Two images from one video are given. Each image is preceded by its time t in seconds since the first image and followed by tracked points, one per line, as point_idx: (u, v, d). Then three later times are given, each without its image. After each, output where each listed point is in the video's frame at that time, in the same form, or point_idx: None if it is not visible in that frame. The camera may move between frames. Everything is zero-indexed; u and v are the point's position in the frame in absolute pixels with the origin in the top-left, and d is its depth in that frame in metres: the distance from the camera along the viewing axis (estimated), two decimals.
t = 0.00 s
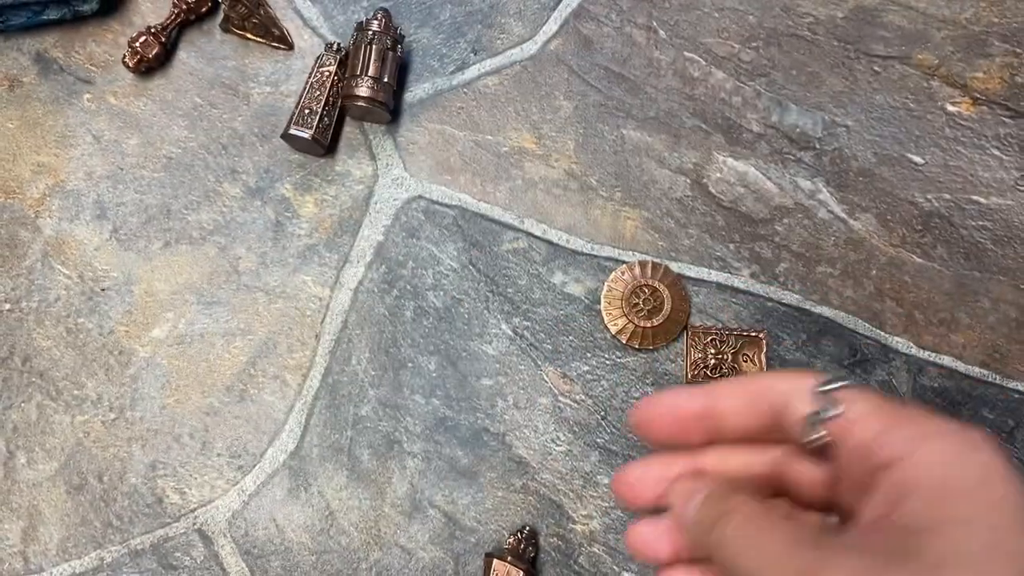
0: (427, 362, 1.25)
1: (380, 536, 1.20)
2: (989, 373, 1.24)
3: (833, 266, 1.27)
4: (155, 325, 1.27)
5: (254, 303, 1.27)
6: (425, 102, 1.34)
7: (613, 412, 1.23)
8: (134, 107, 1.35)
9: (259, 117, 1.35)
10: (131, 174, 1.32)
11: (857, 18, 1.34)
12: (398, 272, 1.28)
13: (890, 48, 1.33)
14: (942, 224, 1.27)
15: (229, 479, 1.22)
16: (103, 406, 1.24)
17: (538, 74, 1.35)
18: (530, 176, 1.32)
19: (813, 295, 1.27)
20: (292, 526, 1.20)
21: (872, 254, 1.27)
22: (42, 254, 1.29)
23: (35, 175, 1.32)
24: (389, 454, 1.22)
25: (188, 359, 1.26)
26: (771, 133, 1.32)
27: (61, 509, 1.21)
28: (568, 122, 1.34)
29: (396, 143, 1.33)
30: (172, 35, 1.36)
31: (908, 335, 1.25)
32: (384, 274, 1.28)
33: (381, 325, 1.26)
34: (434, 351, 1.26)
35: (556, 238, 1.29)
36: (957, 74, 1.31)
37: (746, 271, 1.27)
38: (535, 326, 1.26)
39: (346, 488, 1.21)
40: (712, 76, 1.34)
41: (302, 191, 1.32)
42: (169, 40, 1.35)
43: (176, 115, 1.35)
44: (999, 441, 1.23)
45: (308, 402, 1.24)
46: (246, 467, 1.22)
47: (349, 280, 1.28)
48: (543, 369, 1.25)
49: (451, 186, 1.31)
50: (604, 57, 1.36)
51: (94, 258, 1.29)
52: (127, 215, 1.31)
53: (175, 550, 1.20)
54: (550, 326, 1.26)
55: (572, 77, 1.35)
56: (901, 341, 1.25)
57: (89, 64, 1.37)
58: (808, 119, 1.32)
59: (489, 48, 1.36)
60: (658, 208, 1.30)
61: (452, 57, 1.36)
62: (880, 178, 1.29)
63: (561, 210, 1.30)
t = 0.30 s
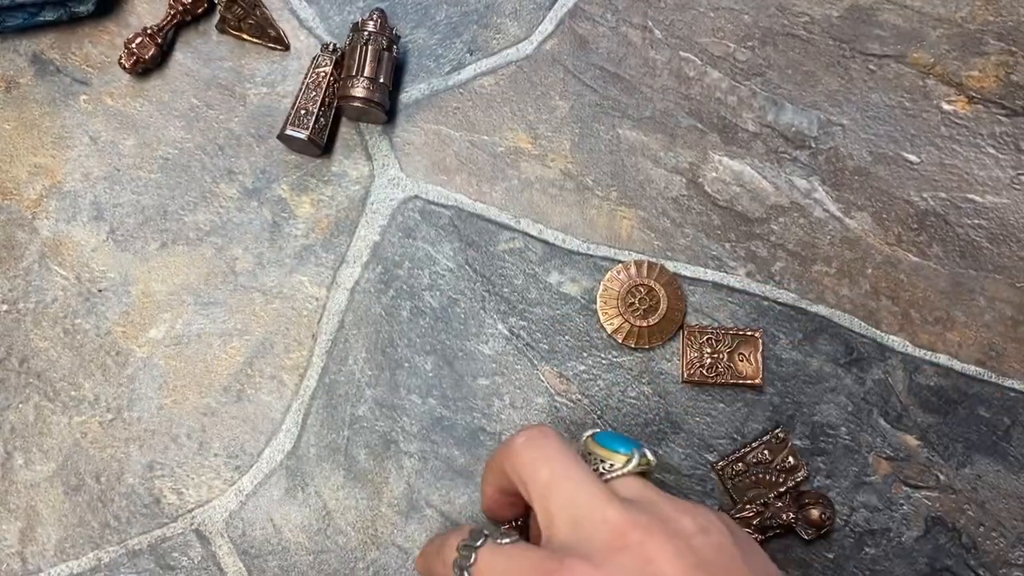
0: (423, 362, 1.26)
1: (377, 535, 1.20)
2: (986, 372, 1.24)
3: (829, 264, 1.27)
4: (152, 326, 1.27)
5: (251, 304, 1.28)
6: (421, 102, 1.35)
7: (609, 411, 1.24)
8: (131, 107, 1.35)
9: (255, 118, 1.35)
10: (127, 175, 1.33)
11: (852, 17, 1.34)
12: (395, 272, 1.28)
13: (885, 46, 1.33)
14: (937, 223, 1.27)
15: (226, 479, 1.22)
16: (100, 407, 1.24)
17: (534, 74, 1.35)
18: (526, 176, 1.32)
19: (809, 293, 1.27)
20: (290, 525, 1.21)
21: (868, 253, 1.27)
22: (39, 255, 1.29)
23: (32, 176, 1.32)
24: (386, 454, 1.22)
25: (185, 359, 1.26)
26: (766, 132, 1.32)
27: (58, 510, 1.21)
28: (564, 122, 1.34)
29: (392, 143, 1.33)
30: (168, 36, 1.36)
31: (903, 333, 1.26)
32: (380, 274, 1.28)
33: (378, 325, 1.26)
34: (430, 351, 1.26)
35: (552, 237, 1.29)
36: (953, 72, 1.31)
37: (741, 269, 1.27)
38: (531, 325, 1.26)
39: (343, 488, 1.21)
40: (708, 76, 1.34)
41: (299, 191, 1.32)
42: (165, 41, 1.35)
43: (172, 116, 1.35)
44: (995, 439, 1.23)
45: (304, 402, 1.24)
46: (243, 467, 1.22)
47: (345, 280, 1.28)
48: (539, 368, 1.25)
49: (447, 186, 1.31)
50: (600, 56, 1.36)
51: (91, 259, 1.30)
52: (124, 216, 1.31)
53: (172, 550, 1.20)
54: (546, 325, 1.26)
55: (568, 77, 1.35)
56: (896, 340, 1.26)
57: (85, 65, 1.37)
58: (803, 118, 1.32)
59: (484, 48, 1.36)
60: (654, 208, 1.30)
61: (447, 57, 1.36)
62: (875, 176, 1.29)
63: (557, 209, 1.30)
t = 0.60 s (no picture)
0: (429, 371, 1.24)
1: (383, 547, 1.19)
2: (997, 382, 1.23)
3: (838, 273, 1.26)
4: (155, 336, 1.26)
5: (255, 313, 1.27)
6: (427, 109, 1.34)
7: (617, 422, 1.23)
8: (133, 115, 1.34)
9: (260, 126, 1.34)
10: (131, 182, 1.32)
11: (861, 23, 1.34)
12: (400, 281, 1.27)
13: (894, 53, 1.32)
14: (947, 231, 1.26)
15: (231, 490, 1.21)
16: (104, 418, 1.23)
17: (541, 81, 1.34)
18: (533, 184, 1.31)
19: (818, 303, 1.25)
20: (295, 537, 1.19)
21: (878, 261, 1.26)
22: (42, 264, 1.28)
23: (35, 184, 1.31)
24: (391, 465, 1.21)
25: (190, 368, 1.25)
26: (775, 138, 1.31)
27: (61, 521, 1.20)
28: (570, 130, 1.33)
29: (397, 151, 1.32)
30: (172, 43, 1.35)
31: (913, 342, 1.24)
32: (386, 283, 1.27)
33: (384, 335, 1.25)
34: (436, 361, 1.25)
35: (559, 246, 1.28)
36: (962, 79, 1.31)
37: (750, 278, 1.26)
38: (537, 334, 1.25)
39: (348, 499, 1.20)
40: (716, 82, 1.33)
41: (304, 199, 1.31)
42: (168, 48, 1.34)
43: (175, 124, 1.34)
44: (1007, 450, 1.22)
45: (309, 413, 1.23)
46: (247, 478, 1.21)
47: (350, 290, 1.27)
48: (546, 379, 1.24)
49: (453, 194, 1.30)
50: (607, 63, 1.35)
51: (94, 268, 1.28)
52: (127, 224, 1.30)
53: (176, 562, 1.19)
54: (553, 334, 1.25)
55: (574, 84, 1.34)
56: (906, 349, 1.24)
57: (89, 72, 1.36)
58: (812, 125, 1.31)
59: (491, 55, 1.36)
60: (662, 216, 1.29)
61: (453, 63, 1.36)
62: (884, 184, 1.28)
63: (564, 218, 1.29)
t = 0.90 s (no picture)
0: (424, 369, 1.22)
1: (376, 548, 1.16)
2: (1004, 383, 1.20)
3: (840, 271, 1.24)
4: (145, 333, 1.24)
5: (247, 310, 1.25)
6: (421, 104, 1.32)
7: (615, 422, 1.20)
8: (124, 109, 1.33)
9: (252, 119, 1.32)
10: (121, 177, 1.30)
11: (863, 18, 1.32)
12: (395, 278, 1.25)
13: (897, 47, 1.30)
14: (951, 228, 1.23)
15: (223, 490, 1.19)
16: (93, 416, 1.21)
17: (538, 75, 1.32)
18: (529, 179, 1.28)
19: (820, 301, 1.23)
20: (287, 538, 1.17)
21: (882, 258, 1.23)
22: (31, 260, 1.26)
23: (25, 179, 1.30)
24: (385, 465, 1.19)
25: (180, 366, 1.23)
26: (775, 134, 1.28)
27: (50, 521, 1.18)
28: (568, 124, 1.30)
29: (392, 146, 1.30)
30: (164, 35, 1.34)
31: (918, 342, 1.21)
32: (380, 279, 1.25)
33: (378, 333, 1.23)
34: (431, 359, 1.22)
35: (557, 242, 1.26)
36: (965, 74, 1.29)
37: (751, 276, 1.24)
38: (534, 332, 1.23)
39: (341, 499, 1.18)
40: (715, 77, 1.31)
41: (297, 195, 1.29)
42: (160, 40, 1.34)
43: (167, 118, 1.32)
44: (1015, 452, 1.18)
45: (302, 412, 1.21)
46: (239, 478, 1.19)
47: (344, 286, 1.25)
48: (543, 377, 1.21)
49: (448, 189, 1.28)
50: (605, 58, 1.33)
51: (84, 264, 1.27)
52: (118, 220, 1.28)
53: (168, 562, 1.17)
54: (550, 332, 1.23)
55: (572, 78, 1.32)
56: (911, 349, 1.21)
57: (79, 66, 1.35)
58: (813, 120, 1.28)
59: (487, 49, 1.34)
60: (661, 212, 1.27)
61: (449, 57, 1.34)
62: (887, 179, 1.25)
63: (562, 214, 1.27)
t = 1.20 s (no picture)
0: (422, 368, 1.21)
1: (373, 548, 1.14)
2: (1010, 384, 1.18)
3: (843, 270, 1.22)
4: (141, 331, 1.23)
5: (243, 309, 1.24)
6: (420, 100, 1.31)
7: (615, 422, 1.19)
8: (120, 104, 1.32)
9: (249, 115, 1.31)
10: (117, 173, 1.29)
11: (865, 15, 1.31)
12: (393, 276, 1.24)
13: (899, 45, 1.29)
14: (953, 228, 1.22)
15: (218, 489, 1.17)
16: (88, 415, 1.20)
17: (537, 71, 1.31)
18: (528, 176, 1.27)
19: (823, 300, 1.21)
20: (283, 538, 1.15)
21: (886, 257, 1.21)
22: (25, 257, 1.25)
23: (20, 175, 1.29)
24: (383, 464, 1.17)
25: (175, 364, 1.22)
26: (777, 132, 1.27)
27: (45, 520, 1.16)
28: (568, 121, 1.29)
29: (391, 143, 1.29)
30: (160, 31, 1.33)
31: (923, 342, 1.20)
32: (378, 277, 1.24)
33: (376, 331, 1.22)
34: (429, 358, 1.21)
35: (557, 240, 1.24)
36: (968, 72, 1.27)
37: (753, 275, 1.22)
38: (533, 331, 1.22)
39: (338, 499, 1.16)
40: (717, 74, 1.30)
41: (294, 191, 1.28)
42: (156, 36, 1.33)
43: (163, 114, 1.31)
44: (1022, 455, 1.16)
45: (299, 411, 1.20)
46: (235, 477, 1.18)
47: (341, 284, 1.24)
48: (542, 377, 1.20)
49: (447, 187, 1.27)
50: (606, 55, 1.32)
51: (79, 261, 1.25)
52: (113, 216, 1.27)
53: (163, 562, 1.16)
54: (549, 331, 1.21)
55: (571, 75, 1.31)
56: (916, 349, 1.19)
57: (75, 61, 1.34)
58: (815, 119, 1.27)
59: (486, 45, 1.33)
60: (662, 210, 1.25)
61: (448, 53, 1.33)
62: (889, 178, 1.24)
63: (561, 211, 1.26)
